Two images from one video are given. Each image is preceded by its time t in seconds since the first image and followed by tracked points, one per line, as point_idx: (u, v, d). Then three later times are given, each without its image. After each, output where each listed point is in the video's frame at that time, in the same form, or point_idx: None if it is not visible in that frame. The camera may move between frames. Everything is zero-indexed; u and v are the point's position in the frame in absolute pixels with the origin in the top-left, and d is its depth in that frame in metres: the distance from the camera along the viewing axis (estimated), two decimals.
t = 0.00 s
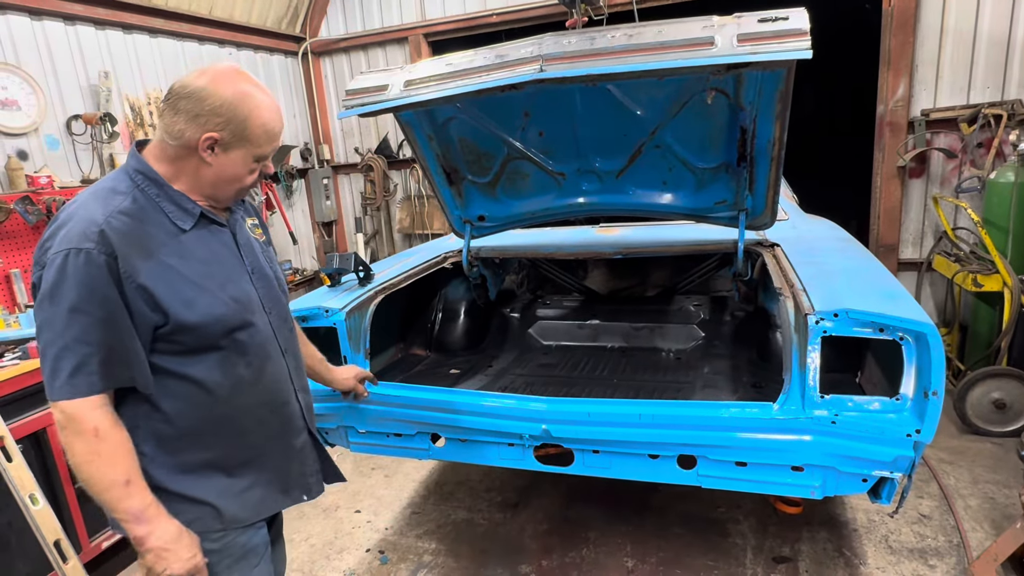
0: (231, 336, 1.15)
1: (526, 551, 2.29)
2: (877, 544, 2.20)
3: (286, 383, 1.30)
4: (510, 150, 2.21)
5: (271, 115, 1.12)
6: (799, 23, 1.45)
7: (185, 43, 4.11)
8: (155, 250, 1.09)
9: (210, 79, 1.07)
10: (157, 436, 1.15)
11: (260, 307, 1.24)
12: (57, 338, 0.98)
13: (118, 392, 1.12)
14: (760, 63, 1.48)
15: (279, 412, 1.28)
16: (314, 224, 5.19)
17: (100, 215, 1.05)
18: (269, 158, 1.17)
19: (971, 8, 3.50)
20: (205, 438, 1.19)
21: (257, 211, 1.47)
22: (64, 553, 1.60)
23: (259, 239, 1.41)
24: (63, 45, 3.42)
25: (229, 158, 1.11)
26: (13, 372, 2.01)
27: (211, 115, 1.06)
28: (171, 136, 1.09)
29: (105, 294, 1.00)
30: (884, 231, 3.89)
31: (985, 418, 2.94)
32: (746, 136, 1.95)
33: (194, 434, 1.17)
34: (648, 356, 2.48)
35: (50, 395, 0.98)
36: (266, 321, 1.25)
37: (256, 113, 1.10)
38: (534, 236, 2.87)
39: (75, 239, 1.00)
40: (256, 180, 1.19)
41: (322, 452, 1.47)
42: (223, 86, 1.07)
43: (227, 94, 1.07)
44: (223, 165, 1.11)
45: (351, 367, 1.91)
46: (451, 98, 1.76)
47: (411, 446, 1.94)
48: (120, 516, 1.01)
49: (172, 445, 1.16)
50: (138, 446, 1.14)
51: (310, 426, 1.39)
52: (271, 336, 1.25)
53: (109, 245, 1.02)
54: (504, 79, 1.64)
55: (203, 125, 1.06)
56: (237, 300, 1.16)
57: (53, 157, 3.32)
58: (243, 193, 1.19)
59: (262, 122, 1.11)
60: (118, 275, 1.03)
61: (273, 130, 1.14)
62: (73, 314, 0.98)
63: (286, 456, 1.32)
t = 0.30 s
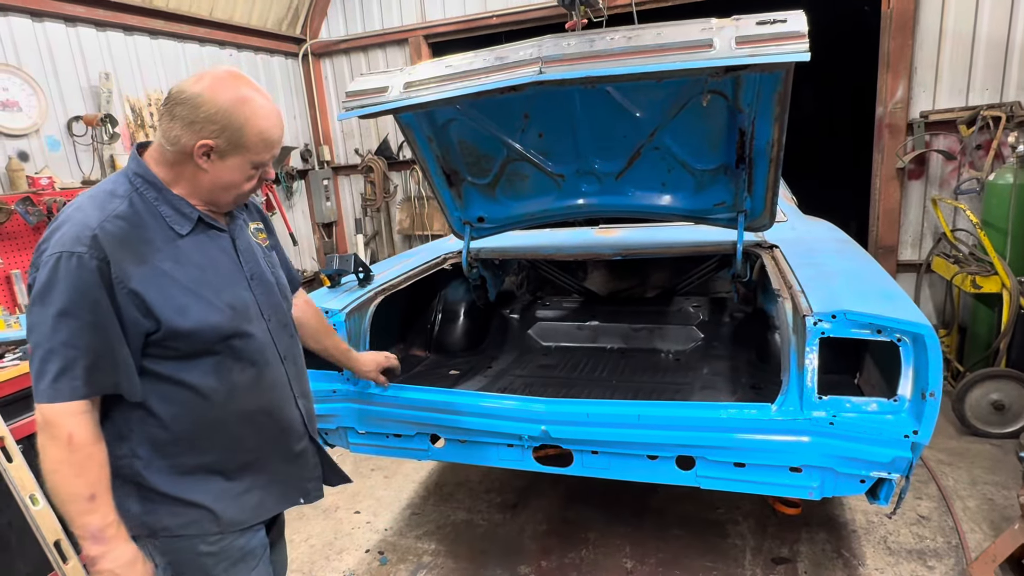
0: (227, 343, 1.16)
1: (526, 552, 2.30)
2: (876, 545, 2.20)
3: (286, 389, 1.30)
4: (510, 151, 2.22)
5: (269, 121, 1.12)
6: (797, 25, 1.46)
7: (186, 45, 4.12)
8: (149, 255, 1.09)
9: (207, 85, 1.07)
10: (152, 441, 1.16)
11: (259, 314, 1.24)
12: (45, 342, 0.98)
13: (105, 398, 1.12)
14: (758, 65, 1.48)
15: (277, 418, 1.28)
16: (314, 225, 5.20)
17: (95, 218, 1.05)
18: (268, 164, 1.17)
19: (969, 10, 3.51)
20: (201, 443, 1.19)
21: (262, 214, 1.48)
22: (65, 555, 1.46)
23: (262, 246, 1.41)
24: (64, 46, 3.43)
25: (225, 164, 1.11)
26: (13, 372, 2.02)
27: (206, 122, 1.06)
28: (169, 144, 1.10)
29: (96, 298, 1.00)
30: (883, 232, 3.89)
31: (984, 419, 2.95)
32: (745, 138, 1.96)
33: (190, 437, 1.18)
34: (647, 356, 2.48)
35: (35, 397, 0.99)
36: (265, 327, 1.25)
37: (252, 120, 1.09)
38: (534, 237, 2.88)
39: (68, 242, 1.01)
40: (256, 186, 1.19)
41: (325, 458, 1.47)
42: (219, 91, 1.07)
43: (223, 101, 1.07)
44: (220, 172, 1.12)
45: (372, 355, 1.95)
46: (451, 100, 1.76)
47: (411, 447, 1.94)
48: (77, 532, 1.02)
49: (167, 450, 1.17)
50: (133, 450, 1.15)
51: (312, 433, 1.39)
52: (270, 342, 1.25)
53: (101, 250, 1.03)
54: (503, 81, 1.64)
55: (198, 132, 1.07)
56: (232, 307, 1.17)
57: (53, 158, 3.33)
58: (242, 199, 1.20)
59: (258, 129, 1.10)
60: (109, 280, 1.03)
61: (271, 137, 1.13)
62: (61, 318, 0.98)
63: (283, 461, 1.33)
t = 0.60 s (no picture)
0: (220, 348, 1.16)
1: (524, 552, 2.30)
2: (874, 546, 2.21)
3: (280, 394, 1.31)
4: (509, 152, 2.22)
5: (259, 120, 1.12)
6: (794, 27, 1.47)
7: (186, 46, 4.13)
8: (142, 258, 1.10)
9: (195, 84, 1.08)
10: (143, 444, 1.16)
11: (255, 318, 1.24)
12: (38, 342, 0.98)
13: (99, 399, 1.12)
14: (756, 67, 1.49)
15: (266, 426, 1.28)
16: (313, 226, 5.21)
17: (89, 219, 1.06)
18: (263, 164, 1.17)
19: (968, 12, 3.52)
20: (191, 448, 1.20)
21: (265, 215, 1.46)
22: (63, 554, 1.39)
23: (264, 248, 1.39)
24: (65, 47, 3.44)
25: (217, 165, 1.11)
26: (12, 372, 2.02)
27: (195, 122, 1.07)
28: (165, 146, 1.11)
29: (88, 300, 1.01)
30: (882, 233, 3.90)
31: (982, 420, 2.95)
32: (743, 139, 1.97)
33: (179, 446, 1.18)
34: (646, 357, 2.49)
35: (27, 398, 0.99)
36: (260, 331, 1.25)
37: (241, 120, 1.09)
38: (533, 238, 2.89)
39: (60, 243, 1.01)
40: (252, 187, 1.19)
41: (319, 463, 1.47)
42: (209, 90, 1.08)
43: (212, 100, 1.07)
44: (213, 173, 1.12)
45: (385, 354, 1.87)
46: (451, 101, 1.77)
47: (410, 447, 1.95)
48: (75, 533, 1.02)
49: (155, 454, 1.17)
50: (123, 453, 1.15)
51: (307, 439, 1.39)
52: (264, 347, 1.26)
53: (93, 251, 1.03)
54: (502, 82, 1.65)
55: (187, 132, 1.08)
56: (225, 312, 1.17)
57: (54, 158, 3.34)
58: (240, 201, 1.20)
59: (248, 128, 1.10)
60: (99, 281, 1.04)
61: (263, 136, 1.13)
62: (53, 319, 0.98)
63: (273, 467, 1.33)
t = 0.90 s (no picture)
0: (210, 351, 1.17)
1: (523, 553, 2.31)
2: (872, 546, 2.21)
3: (276, 399, 1.30)
4: (509, 153, 2.23)
5: (260, 121, 1.13)
6: (792, 30, 1.48)
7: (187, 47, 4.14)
8: (132, 260, 1.10)
9: (196, 83, 1.09)
10: (135, 447, 1.17)
11: (250, 321, 1.24)
12: (29, 345, 0.99)
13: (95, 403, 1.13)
14: (754, 68, 1.50)
15: (260, 430, 1.28)
16: (313, 227, 5.21)
17: (79, 221, 1.06)
18: (262, 165, 1.18)
19: (965, 15, 3.53)
20: (183, 453, 1.20)
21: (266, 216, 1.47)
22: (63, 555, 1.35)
23: (264, 248, 1.40)
24: (66, 49, 3.45)
25: (217, 166, 1.12)
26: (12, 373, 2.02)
27: (196, 122, 1.08)
28: (164, 146, 1.12)
29: (76, 303, 1.02)
30: (880, 235, 3.91)
31: (981, 421, 2.96)
32: (742, 141, 1.97)
33: (172, 450, 1.19)
34: (645, 358, 2.50)
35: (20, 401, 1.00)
36: (256, 333, 1.25)
37: (242, 120, 1.10)
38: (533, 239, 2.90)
39: (50, 246, 1.02)
40: (251, 186, 1.20)
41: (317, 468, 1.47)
42: (210, 90, 1.08)
43: (213, 100, 1.08)
44: (213, 173, 1.13)
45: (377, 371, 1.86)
46: (451, 103, 1.78)
47: (410, 448, 1.96)
48: (71, 534, 1.02)
49: (146, 458, 1.18)
50: (116, 455, 1.17)
51: (304, 442, 1.38)
52: (259, 350, 1.25)
53: (81, 253, 1.04)
54: (501, 85, 1.66)
55: (188, 131, 1.09)
56: (219, 314, 1.18)
57: (54, 159, 3.34)
58: (238, 201, 1.21)
59: (249, 128, 1.11)
60: (87, 283, 1.04)
61: (263, 137, 1.14)
62: (42, 322, 0.99)
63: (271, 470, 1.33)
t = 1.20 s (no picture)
0: (214, 353, 1.18)
1: (522, 552, 2.31)
2: (871, 546, 2.22)
3: (276, 400, 1.31)
4: (509, 154, 2.24)
5: (266, 127, 1.13)
6: (791, 30, 1.49)
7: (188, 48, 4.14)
8: (136, 264, 1.10)
9: (204, 88, 1.09)
10: (134, 448, 1.17)
11: (252, 323, 1.25)
12: (29, 347, 0.99)
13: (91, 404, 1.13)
14: (753, 69, 1.51)
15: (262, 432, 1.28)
16: (313, 227, 5.22)
17: (83, 224, 1.06)
18: (266, 171, 1.19)
19: (965, 16, 3.54)
20: (182, 453, 1.21)
21: (265, 217, 1.48)
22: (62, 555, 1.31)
23: (263, 249, 1.42)
24: (68, 49, 3.46)
25: (222, 171, 1.13)
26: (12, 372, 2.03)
27: (202, 128, 1.08)
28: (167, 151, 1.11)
29: (80, 307, 1.01)
30: (880, 236, 3.92)
31: (979, 421, 2.96)
32: (741, 141, 1.98)
33: (170, 450, 1.19)
34: (644, 358, 2.50)
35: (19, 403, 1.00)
36: (258, 335, 1.26)
37: (250, 127, 1.11)
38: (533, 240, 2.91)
39: (54, 248, 1.01)
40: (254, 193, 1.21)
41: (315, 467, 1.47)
42: (217, 96, 1.09)
43: (220, 107, 1.08)
44: (217, 178, 1.14)
45: (348, 383, 1.85)
46: (451, 103, 1.78)
47: (409, 446, 1.96)
48: (56, 539, 1.02)
49: (145, 458, 1.18)
50: (114, 455, 1.17)
51: (304, 441, 1.39)
52: (261, 351, 1.27)
53: (86, 257, 1.03)
54: (501, 85, 1.67)
55: (195, 137, 1.09)
56: (223, 317, 1.18)
57: (56, 158, 3.35)
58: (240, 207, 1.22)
59: (256, 135, 1.12)
60: (92, 287, 1.04)
61: (269, 143, 1.15)
62: (45, 326, 0.99)
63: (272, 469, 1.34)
